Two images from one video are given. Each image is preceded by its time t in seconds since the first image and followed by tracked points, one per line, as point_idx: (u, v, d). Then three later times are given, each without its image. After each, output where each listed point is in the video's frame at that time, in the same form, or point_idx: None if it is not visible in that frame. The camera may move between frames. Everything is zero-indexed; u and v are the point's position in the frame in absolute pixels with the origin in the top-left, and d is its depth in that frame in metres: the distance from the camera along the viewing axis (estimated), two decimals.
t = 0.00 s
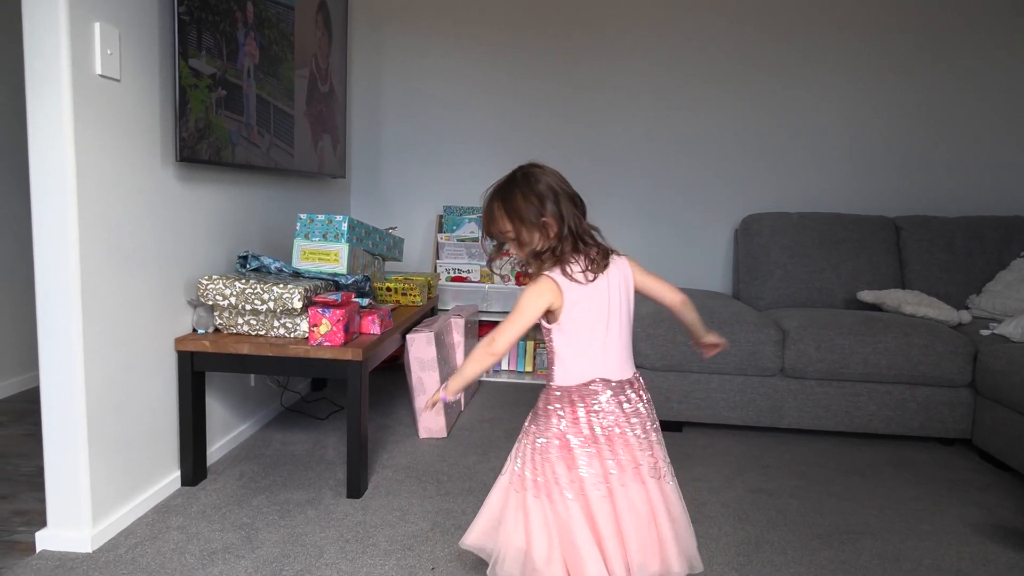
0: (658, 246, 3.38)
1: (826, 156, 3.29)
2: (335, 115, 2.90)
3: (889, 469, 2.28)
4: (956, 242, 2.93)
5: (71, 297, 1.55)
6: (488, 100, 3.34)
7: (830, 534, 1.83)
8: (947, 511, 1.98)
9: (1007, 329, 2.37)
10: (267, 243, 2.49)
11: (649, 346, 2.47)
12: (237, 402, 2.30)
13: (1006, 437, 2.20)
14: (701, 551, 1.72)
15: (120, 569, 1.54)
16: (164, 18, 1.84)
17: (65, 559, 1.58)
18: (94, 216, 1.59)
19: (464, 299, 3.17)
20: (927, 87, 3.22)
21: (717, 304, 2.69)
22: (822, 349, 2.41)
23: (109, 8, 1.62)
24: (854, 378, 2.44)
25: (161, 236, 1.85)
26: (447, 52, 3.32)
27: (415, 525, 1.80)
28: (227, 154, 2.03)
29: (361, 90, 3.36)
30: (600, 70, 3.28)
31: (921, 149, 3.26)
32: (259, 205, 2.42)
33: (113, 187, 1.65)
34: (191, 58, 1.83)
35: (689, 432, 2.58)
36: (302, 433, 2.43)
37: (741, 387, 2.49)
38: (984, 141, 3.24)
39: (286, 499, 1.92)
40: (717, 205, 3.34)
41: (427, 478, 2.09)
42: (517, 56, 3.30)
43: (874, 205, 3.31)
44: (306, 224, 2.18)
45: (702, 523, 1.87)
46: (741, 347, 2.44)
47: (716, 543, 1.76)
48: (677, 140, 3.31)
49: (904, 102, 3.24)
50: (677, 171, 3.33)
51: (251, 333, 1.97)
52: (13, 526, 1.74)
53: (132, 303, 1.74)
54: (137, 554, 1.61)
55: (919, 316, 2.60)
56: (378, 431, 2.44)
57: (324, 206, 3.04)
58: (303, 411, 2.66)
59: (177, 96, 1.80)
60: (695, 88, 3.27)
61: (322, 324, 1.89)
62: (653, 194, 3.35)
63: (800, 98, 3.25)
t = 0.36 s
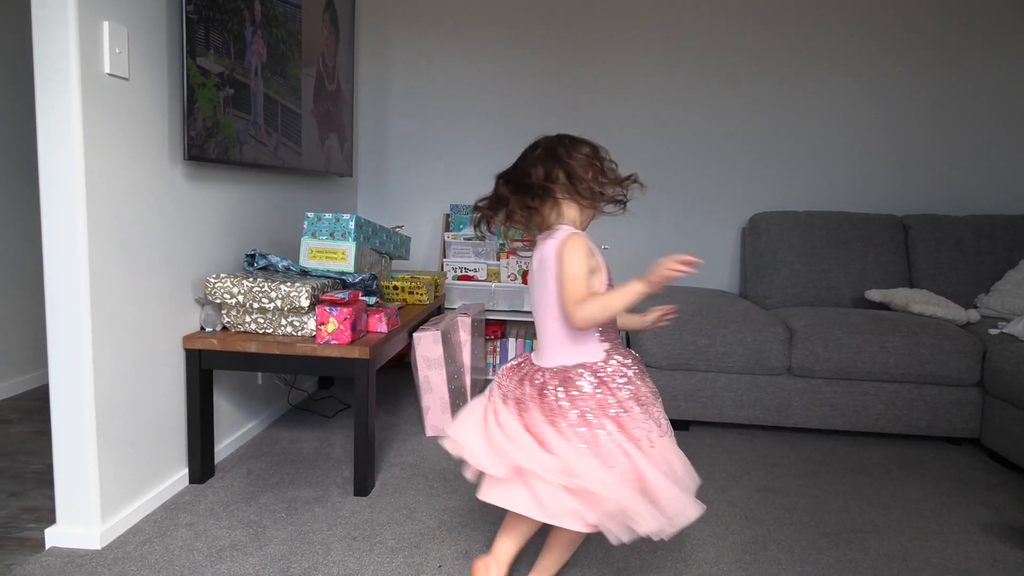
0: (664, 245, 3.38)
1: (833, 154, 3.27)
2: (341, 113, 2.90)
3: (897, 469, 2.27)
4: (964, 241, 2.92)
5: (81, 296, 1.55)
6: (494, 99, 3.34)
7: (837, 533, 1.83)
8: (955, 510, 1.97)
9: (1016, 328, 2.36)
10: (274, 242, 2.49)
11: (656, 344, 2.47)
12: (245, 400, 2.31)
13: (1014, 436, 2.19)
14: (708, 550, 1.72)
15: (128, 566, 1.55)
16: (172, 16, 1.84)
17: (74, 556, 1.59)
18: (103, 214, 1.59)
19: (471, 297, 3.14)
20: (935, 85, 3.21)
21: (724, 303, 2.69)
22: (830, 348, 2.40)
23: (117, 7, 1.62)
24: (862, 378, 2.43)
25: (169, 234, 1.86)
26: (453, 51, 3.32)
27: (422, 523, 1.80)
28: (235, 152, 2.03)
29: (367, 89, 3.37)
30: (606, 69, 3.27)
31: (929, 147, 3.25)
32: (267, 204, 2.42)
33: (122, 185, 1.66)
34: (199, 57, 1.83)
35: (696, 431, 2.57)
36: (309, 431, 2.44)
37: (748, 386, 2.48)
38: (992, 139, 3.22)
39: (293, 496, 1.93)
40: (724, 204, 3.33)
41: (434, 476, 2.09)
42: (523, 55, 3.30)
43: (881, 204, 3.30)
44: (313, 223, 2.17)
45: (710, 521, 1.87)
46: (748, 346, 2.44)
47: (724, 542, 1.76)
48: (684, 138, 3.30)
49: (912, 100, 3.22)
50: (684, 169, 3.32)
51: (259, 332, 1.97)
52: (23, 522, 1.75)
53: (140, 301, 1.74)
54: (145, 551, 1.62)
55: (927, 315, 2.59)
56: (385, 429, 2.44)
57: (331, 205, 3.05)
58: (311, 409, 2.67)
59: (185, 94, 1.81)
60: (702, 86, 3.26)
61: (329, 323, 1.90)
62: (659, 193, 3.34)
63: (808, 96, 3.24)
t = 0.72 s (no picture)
0: (666, 243, 3.37)
1: (834, 153, 3.27)
2: (343, 111, 2.90)
3: (898, 467, 2.27)
4: (966, 240, 2.91)
5: (82, 293, 1.55)
6: (495, 97, 3.33)
7: (839, 532, 1.83)
8: (956, 508, 1.97)
9: (1018, 327, 2.36)
10: (276, 239, 2.49)
11: (658, 343, 2.47)
12: (246, 398, 2.31)
13: (1016, 435, 2.19)
14: (708, 548, 1.72)
15: (129, 564, 1.55)
16: (173, 14, 1.84)
17: (76, 554, 1.59)
18: (105, 212, 1.59)
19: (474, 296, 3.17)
20: (937, 84, 3.20)
21: (726, 301, 2.69)
22: (832, 346, 2.40)
23: (119, 4, 1.62)
24: (864, 376, 2.43)
25: (171, 232, 1.86)
26: (454, 49, 3.31)
27: (424, 521, 1.80)
28: (237, 151, 2.03)
29: (369, 87, 3.36)
30: (608, 67, 3.27)
31: (931, 146, 3.24)
32: (269, 202, 2.42)
33: (124, 182, 1.66)
34: (200, 54, 1.83)
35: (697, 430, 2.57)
36: (311, 429, 2.44)
37: (750, 385, 2.48)
38: (994, 138, 3.22)
39: (295, 494, 1.93)
40: (726, 203, 3.33)
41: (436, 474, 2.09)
42: (525, 53, 3.29)
43: (882, 203, 3.30)
44: (314, 221, 2.18)
45: (712, 520, 1.87)
46: (750, 344, 2.43)
47: (725, 540, 1.76)
48: (685, 137, 3.30)
49: (914, 99, 3.22)
50: (685, 168, 3.32)
51: (261, 330, 1.97)
52: (25, 520, 1.75)
53: (142, 299, 1.74)
54: (147, 548, 1.62)
55: (929, 314, 2.59)
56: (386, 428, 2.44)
57: (332, 203, 3.05)
58: (312, 407, 2.67)
59: (186, 92, 1.80)
60: (703, 84, 3.25)
61: (331, 321, 1.90)
62: (661, 191, 3.34)
63: (809, 95, 3.24)
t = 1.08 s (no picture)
0: (666, 241, 3.37)
1: (835, 150, 3.27)
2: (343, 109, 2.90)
3: (899, 465, 2.27)
4: (967, 238, 2.91)
5: (83, 292, 1.55)
6: (495, 94, 3.33)
7: (839, 530, 1.83)
8: (957, 506, 1.97)
9: (1018, 325, 2.36)
10: (276, 237, 2.49)
11: (658, 341, 2.47)
12: (247, 396, 2.31)
13: (1016, 433, 2.19)
14: (709, 546, 1.72)
15: (130, 562, 1.55)
16: (173, 11, 1.83)
17: (77, 551, 1.59)
18: (105, 210, 1.59)
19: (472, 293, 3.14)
20: (938, 82, 3.20)
21: (727, 299, 2.68)
22: (832, 344, 2.40)
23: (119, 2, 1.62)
24: (864, 374, 2.43)
25: (171, 230, 1.86)
26: (455, 46, 3.31)
27: (424, 519, 1.80)
28: (238, 149, 2.03)
29: (369, 85, 3.36)
30: (609, 64, 3.26)
31: (932, 144, 3.24)
32: (269, 200, 2.42)
33: (124, 180, 1.66)
34: (200, 52, 1.82)
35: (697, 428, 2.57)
36: (312, 427, 2.44)
37: (750, 383, 2.48)
38: (995, 135, 3.21)
39: (295, 492, 1.93)
40: (726, 200, 3.32)
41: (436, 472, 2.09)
42: (525, 50, 3.29)
43: (883, 201, 3.29)
44: (314, 219, 2.18)
45: (712, 518, 1.87)
46: (751, 342, 2.43)
47: (725, 538, 1.76)
48: (686, 135, 3.29)
49: (916, 96, 3.21)
50: (686, 166, 3.31)
51: (261, 328, 1.97)
52: (26, 518, 1.75)
53: (143, 297, 1.74)
54: (148, 546, 1.62)
55: (929, 312, 2.59)
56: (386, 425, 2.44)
57: (333, 200, 3.04)
58: (313, 405, 2.67)
59: (186, 90, 1.80)
60: (704, 82, 3.25)
61: (331, 319, 1.90)
62: (661, 189, 3.34)
63: (810, 92, 3.23)
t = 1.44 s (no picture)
0: (667, 240, 3.37)
1: (836, 149, 3.26)
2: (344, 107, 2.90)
3: (900, 464, 2.27)
4: (967, 236, 2.91)
5: (84, 290, 1.55)
6: (496, 93, 3.33)
7: (840, 528, 1.83)
8: (958, 505, 1.97)
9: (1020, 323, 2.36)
10: (277, 236, 2.49)
11: (659, 339, 2.47)
12: (247, 394, 2.31)
13: (1017, 432, 2.19)
14: (710, 544, 1.72)
15: (131, 560, 1.55)
16: (173, 9, 1.83)
17: (78, 550, 1.59)
18: (106, 208, 1.59)
19: (474, 293, 3.20)
20: (939, 81, 3.20)
21: (727, 297, 2.68)
22: (833, 343, 2.40)
23: None
24: (865, 373, 2.43)
25: (172, 229, 1.86)
26: (455, 45, 3.31)
27: (425, 517, 1.81)
28: (238, 147, 2.03)
29: (369, 83, 3.36)
30: (609, 63, 3.26)
31: (933, 142, 3.24)
32: (270, 198, 2.42)
33: (125, 178, 1.66)
34: (202, 51, 1.83)
35: (698, 426, 2.57)
36: (312, 425, 2.44)
37: (751, 381, 2.48)
38: (996, 134, 3.21)
39: (296, 490, 1.93)
40: (727, 199, 3.32)
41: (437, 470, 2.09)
42: (526, 49, 3.29)
43: (885, 200, 3.29)
44: (315, 217, 2.18)
45: (714, 516, 1.87)
46: (752, 341, 2.43)
47: (726, 536, 1.76)
48: (687, 133, 3.29)
49: (916, 94, 3.21)
50: (686, 164, 3.31)
51: (262, 326, 1.97)
52: (27, 516, 1.75)
53: (144, 295, 1.74)
54: (149, 544, 1.62)
55: (931, 310, 2.59)
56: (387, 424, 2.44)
57: (334, 199, 3.04)
58: (313, 404, 2.67)
59: (187, 88, 1.80)
60: (704, 81, 3.25)
61: (333, 317, 1.90)
62: (662, 188, 3.34)
63: (811, 91, 3.23)
